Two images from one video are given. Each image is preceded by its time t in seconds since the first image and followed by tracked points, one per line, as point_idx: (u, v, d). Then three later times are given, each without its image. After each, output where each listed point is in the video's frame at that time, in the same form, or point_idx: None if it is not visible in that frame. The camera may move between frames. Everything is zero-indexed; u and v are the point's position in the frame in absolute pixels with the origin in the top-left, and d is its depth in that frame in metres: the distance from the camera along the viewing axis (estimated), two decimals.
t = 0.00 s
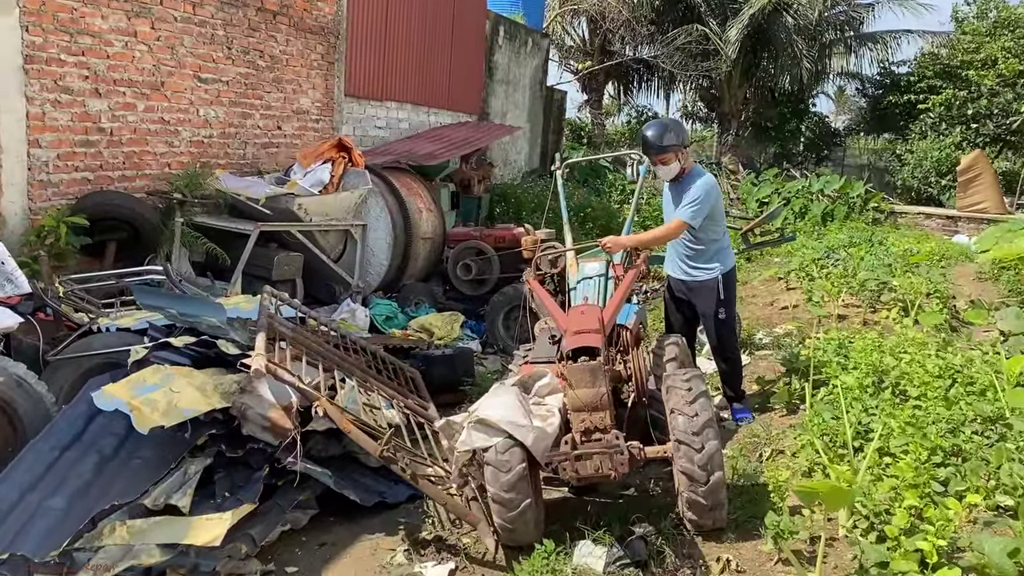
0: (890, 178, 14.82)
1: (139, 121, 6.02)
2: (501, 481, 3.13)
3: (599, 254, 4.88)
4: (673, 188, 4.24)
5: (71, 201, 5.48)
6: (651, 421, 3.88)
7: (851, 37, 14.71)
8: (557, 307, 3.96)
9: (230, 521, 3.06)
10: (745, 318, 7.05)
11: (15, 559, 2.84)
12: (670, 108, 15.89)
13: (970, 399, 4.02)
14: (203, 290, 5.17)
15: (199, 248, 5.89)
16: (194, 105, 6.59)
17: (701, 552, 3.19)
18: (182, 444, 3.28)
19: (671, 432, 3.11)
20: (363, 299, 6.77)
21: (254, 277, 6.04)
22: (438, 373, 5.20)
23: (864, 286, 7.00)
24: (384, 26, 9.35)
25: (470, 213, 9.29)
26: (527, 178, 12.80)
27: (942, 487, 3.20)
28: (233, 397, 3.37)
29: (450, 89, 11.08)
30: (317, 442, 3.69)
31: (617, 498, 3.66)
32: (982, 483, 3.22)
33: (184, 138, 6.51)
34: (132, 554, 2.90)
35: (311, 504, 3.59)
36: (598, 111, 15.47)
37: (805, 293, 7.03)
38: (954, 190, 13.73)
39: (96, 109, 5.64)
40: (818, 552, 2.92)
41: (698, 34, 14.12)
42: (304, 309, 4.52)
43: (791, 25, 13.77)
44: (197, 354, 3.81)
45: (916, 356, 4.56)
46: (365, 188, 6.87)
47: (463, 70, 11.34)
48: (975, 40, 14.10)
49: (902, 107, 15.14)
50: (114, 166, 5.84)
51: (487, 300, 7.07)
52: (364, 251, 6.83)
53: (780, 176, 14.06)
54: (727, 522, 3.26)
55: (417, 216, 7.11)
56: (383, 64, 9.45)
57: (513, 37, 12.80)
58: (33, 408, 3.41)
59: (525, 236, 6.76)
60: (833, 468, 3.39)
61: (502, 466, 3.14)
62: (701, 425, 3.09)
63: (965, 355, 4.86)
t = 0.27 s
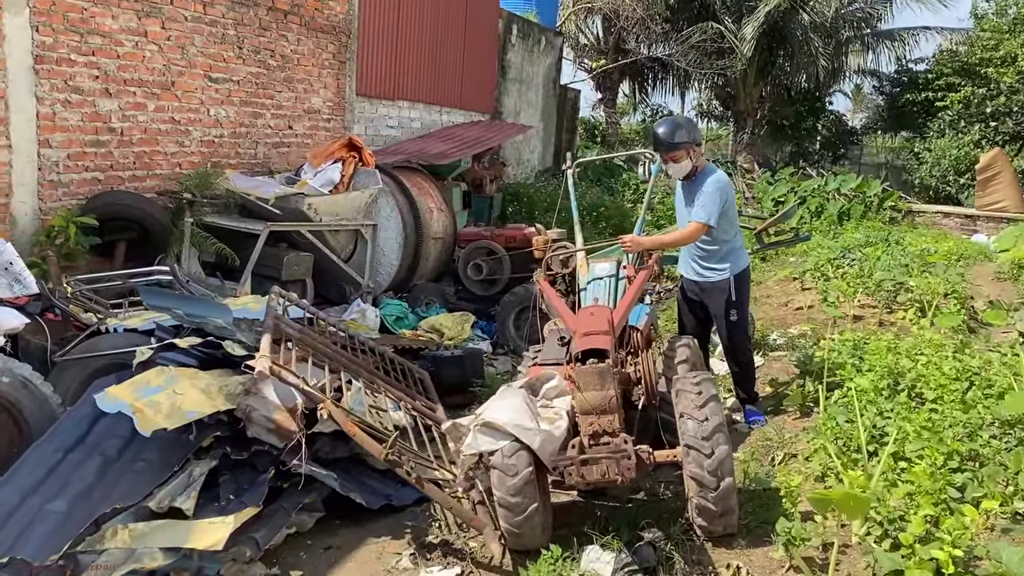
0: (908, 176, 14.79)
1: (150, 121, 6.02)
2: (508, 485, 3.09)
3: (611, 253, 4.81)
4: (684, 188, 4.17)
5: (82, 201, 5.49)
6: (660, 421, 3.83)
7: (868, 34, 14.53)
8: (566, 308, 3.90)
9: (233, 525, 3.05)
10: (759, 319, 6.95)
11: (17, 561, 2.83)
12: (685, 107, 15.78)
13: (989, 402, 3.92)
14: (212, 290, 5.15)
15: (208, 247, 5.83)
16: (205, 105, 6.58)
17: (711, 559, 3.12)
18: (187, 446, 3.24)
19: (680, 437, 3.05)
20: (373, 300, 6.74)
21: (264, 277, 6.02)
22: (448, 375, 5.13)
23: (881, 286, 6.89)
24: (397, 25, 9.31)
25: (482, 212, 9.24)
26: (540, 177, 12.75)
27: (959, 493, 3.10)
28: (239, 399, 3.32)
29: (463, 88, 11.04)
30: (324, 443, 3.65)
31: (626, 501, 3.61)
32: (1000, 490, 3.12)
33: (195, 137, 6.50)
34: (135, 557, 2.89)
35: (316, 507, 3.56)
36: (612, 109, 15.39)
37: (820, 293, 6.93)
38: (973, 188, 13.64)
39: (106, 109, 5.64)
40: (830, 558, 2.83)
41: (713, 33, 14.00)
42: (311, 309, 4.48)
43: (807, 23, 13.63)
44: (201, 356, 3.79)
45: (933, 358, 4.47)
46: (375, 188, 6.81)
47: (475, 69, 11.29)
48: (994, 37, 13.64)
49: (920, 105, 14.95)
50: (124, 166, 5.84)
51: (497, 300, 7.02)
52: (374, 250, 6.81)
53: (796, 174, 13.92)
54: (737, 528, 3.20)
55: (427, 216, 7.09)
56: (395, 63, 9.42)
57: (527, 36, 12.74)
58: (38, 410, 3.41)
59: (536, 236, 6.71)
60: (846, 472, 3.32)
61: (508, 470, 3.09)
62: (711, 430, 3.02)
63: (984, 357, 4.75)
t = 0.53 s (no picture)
0: (924, 176, 14.65)
1: (161, 122, 6.05)
2: (513, 487, 3.07)
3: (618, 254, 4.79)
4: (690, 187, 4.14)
5: (94, 202, 5.53)
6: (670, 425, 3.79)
7: (884, 33, 14.41)
8: (573, 308, 3.89)
9: (238, 526, 3.04)
10: (771, 320, 6.90)
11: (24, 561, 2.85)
12: (699, 106, 15.70)
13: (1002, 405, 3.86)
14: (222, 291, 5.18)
15: (220, 248, 5.84)
16: (216, 106, 6.61)
17: (718, 562, 3.10)
18: (194, 446, 3.26)
19: (687, 439, 3.02)
20: (384, 300, 6.75)
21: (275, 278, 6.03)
22: (458, 375, 5.12)
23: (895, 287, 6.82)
24: (408, 25, 9.32)
25: (494, 213, 9.22)
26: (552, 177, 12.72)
27: (970, 497, 3.06)
28: (245, 399, 3.32)
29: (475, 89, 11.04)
30: (331, 444, 3.67)
31: (633, 504, 3.59)
32: (1012, 494, 3.07)
33: (207, 139, 6.53)
34: (141, 558, 2.89)
35: (323, 508, 3.56)
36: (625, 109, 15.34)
37: (834, 294, 6.87)
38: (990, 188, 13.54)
39: (118, 110, 5.68)
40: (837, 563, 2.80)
41: (727, 32, 13.91)
42: (319, 309, 4.49)
43: (822, 21, 13.52)
44: (210, 360, 3.78)
45: (946, 360, 4.41)
46: (386, 189, 6.82)
47: (487, 69, 11.29)
48: (1012, 34, 13.47)
49: (936, 104, 14.81)
50: (136, 167, 5.87)
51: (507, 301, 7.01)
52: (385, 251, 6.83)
53: (811, 174, 13.82)
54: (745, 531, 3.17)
55: (438, 216, 7.10)
56: (407, 63, 9.43)
57: (539, 36, 12.73)
58: (48, 411, 3.45)
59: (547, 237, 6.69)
60: (856, 476, 3.29)
61: (514, 472, 3.07)
62: (718, 432, 3.00)
63: (999, 360, 4.69)
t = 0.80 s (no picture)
0: (941, 176, 14.51)
1: (172, 124, 6.09)
2: (517, 488, 3.06)
3: (625, 257, 4.78)
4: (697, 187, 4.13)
5: (105, 204, 5.57)
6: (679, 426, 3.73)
7: (899, 32, 14.29)
8: (579, 309, 3.88)
9: (241, 526, 3.07)
10: (783, 321, 6.85)
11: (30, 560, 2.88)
12: (713, 107, 15.63)
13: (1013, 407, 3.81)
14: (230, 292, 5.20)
15: (229, 251, 5.89)
16: (227, 108, 6.65)
17: (723, 564, 3.07)
18: (200, 447, 3.27)
19: (691, 440, 3.00)
20: (393, 301, 6.76)
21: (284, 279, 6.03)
22: (465, 377, 5.11)
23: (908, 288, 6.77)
24: (419, 26, 9.33)
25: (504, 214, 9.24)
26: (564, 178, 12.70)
27: (979, 500, 3.02)
28: (251, 399, 3.31)
29: (486, 90, 11.04)
30: (338, 445, 3.63)
31: (639, 505, 3.57)
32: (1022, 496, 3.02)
33: (217, 141, 6.57)
34: (145, 559, 2.91)
35: (328, 508, 3.57)
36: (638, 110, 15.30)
37: (846, 295, 6.82)
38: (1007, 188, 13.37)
39: (129, 112, 5.72)
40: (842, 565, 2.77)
41: (740, 31, 13.80)
42: (329, 310, 4.48)
43: (836, 21, 13.42)
44: (216, 361, 3.79)
45: (957, 361, 4.36)
46: (396, 190, 6.80)
47: (498, 70, 11.28)
48: None
49: (952, 104, 14.68)
50: (146, 169, 5.91)
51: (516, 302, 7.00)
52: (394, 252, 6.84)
53: (825, 174, 13.73)
54: (750, 533, 3.15)
55: (446, 217, 7.12)
56: (418, 65, 9.44)
57: (551, 36, 12.71)
58: (57, 411, 3.50)
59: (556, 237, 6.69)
60: (864, 478, 3.25)
61: (518, 473, 3.06)
62: (722, 433, 2.98)
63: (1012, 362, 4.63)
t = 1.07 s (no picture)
0: (955, 176, 14.38)
1: (183, 126, 6.13)
2: (522, 489, 3.05)
3: (632, 258, 4.77)
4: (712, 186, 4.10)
5: (117, 206, 5.62)
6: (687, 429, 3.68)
7: (912, 32, 14.19)
8: (585, 310, 3.89)
9: (246, 526, 3.08)
10: (793, 322, 6.81)
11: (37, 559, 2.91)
12: (725, 108, 15.57)
13: None
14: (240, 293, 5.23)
15: (239, 252, 5.96)
16: (238, 110, 6.69)
17: (729, 565, 3.06)
18: (207, 447, 3.30)
19: (696, 442, 3.00)
20: (403, 302, 6.78)
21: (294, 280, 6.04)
22: (473, 378, 5.07)
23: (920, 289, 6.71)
24: (429, 29, 9.36)
25: (514, 215, 9.25)
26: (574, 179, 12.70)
27: (987, 503, 2.99)
28: (258, 400, 3.34)
29: (496, 91, 11.05)
30: (344, 445, 3.63)
31: (645, 507, 3.56)
32: None
33: (228, 143, 6.61)
34: (152, 558, 2.93)
35: (335, 508, 3.59)
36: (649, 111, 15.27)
37: (857, 296, 6.77)
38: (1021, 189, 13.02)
39: (140, 115, 5.77)
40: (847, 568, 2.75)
41: (752, 32, 13.76)
42: (336, 311, 4.51)
43: (849, 21, 13.35)
44: (225, 361, 3.83)
45: (968, 363, 4.33)
46: (404, 191, 6.86)
47: (509, 72, 11.29)
48: None
49: (967, 104, 14.54)
50: (157, 171, 5.96)
51: (525, 303, 7.00)
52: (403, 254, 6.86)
53: (837, 175, 13.65)
54: (756, 535, 3.13)
55: (456, 219, 7.13)
56: (428, 67, 9.46)
57: (561, 38, 12.71)
58: (66, 412, 3.55)
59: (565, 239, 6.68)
60: (871, 480, 3.23)
61: (522, 474, 3.06)
62: (727, 434, 2.97)
63: None
